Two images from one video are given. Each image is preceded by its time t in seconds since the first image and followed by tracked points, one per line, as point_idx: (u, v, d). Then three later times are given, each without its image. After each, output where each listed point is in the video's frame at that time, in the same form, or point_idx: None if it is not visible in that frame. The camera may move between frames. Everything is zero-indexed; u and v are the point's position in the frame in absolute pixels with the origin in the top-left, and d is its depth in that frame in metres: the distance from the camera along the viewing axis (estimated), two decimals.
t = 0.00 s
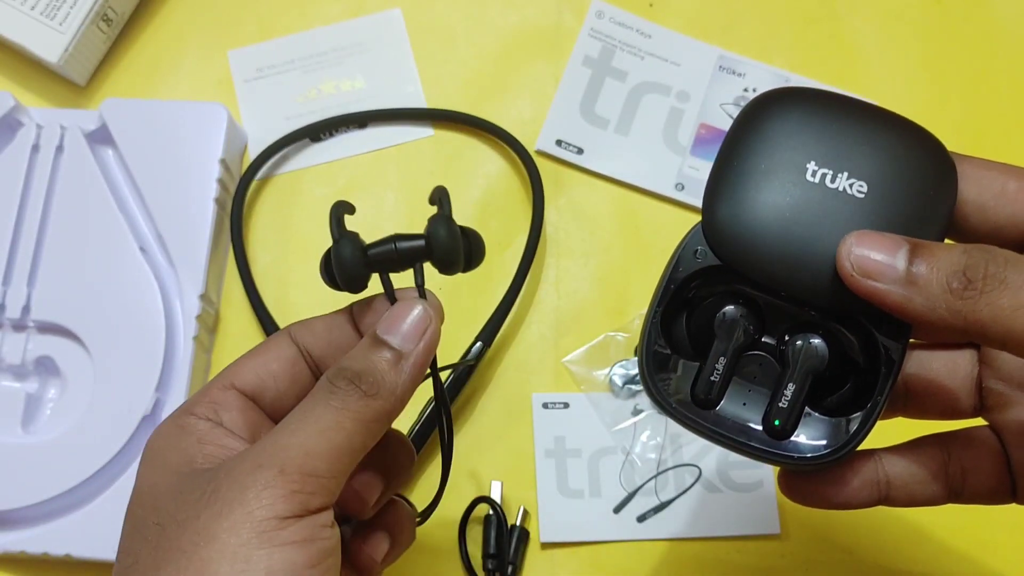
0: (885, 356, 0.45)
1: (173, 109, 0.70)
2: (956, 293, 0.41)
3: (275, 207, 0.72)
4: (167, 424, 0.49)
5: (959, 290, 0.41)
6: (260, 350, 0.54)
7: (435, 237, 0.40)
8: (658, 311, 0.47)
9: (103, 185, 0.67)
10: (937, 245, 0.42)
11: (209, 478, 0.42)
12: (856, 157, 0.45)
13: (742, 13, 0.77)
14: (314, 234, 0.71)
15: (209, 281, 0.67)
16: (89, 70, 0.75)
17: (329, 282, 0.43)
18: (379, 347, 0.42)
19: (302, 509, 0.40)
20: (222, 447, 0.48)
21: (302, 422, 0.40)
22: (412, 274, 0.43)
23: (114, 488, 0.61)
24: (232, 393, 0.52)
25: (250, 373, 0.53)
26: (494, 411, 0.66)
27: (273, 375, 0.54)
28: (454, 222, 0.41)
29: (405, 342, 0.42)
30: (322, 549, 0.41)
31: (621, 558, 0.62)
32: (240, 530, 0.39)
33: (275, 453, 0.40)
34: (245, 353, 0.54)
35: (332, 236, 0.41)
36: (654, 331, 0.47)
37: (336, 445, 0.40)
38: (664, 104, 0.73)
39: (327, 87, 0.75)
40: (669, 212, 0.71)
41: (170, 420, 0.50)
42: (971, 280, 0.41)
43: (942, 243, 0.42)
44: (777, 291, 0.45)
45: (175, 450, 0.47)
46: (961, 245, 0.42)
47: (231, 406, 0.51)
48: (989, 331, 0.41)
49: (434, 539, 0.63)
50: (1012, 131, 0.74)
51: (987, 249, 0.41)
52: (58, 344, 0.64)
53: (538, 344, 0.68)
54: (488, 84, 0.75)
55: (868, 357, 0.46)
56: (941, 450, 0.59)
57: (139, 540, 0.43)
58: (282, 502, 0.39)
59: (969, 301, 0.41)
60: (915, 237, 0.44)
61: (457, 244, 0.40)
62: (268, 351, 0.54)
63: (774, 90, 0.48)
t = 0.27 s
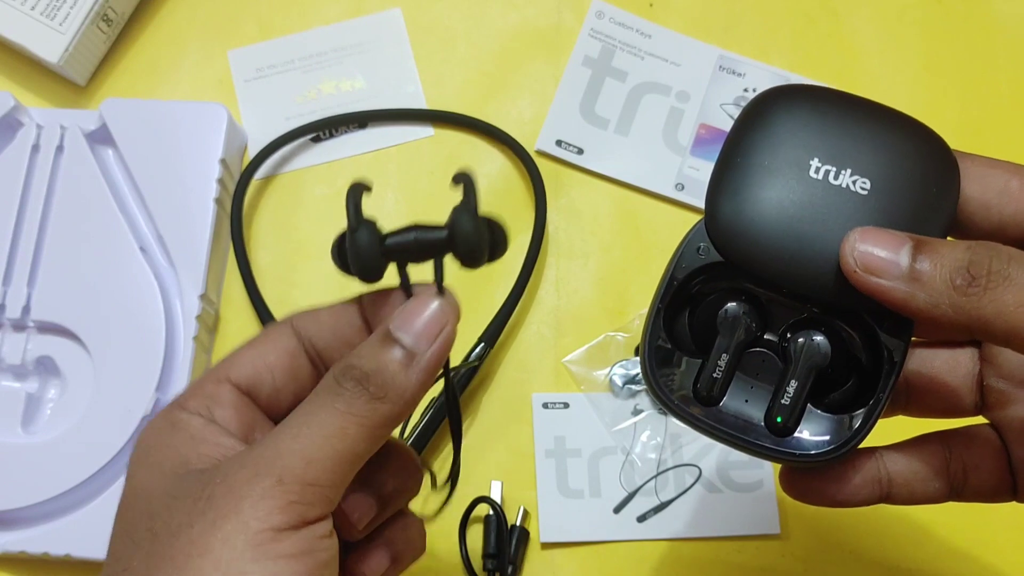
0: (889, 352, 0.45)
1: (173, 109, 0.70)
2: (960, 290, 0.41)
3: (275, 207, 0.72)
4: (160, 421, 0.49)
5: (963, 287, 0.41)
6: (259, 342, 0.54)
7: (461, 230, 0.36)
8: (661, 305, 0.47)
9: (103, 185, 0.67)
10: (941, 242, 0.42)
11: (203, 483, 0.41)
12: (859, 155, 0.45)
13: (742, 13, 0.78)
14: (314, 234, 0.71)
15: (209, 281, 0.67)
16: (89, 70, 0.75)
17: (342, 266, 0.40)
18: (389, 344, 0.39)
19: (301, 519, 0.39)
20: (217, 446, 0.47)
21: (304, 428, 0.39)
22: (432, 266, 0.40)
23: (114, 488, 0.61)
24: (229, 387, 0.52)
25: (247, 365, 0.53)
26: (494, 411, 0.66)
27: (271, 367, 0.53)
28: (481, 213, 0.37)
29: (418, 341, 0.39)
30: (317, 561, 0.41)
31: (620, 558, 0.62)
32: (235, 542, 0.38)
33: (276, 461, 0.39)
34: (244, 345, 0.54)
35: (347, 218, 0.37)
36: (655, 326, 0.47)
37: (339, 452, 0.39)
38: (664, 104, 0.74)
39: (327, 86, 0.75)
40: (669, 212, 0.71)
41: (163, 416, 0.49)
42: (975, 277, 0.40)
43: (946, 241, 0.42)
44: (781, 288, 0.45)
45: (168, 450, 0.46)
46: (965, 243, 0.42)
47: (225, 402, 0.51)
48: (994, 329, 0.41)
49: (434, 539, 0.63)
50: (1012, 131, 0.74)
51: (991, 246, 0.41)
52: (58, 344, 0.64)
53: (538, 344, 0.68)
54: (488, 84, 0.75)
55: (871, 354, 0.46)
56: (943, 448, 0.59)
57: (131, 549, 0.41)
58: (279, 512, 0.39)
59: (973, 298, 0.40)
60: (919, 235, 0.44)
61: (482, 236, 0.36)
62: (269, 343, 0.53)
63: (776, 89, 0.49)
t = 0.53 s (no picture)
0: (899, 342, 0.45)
1: (173, 109, 0.70)
2: (972, 279, 0.41)
3: (275, 207, 0.72)
4: (194, 415, 0.46)
5: (974, 276, 0.41)
6: (298, 345, 0.49)
7: (490, 257, 0.38)
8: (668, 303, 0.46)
9: (102, 185, 0.67)
10: (953, 231, 0.42)
11: (223, 484, 0.40)
12: (865, 144, 0.45)
13: (742, 13, 0.78)
14: (314, 234, 0.71)
15: (209, 281, 0.67)
16: (89, 70, 0.75)
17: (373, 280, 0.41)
18: (414, 354, 0.41)
19: (313, 526, 0.38)
20: (244, 445, 0.43)
21: (318, 430, 0.38)
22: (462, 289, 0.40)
23: (114, 488, 0.61)
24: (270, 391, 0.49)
25: (289, 369, 0.49)
26: (494, 411, 0.66)
27: (309, 370, 0.49)
28: (512, 246, 0.38)
29: (443, 354, 0.41)
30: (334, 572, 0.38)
31: (620, 558, 0.62)
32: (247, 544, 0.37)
33: (292, 464, 0.38)
34: (285, 345, 0.50)
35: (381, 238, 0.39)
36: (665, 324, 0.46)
37: (351, 455, 0.38)
38: (664, 104, 0.74)
39: (327, 86, 0.75)
40: (669, 212, 0.71)
41: (197, 411, 0.47)
42: (987, 267, 0.41)
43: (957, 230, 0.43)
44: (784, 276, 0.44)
45: (195, 447, 0.44)
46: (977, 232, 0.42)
47: (265, 404, 0.48)
48: (1003, 319, 0.41)
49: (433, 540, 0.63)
50: (1012, 132, 0.74)
51: (1003, 236, 0.41)
52: (58, 344, 0.64)
53: (538, 344, 0.68)
54: (488, 84, 0.75)
55: (882, 348, 0.46)
56: (944, 445, 0.59)
57: (152, 546, 0.40)
58: (293, 517, 0.37)
59: (984, 288, 0.41)
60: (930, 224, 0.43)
61: (513, 270, 0.38)
62: (308, 347, 0.49)
63: (777, 82, 0.49)
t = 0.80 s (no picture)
0: (862, 388, 0.43)
1: (173, 109, 0.70)
2: (921, 351, 0.37)
3: (275, 207, 0.72)
4: (228, 390, 0.47)
5: (923, 347, 0.37)
6: (335, 321, 0.52)
7: (576, 293, 0.38)
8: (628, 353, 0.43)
9: (102, 185, 0.67)
10: (899, 293, 0.38)
11: (271, 504, 0.39)
12: (822, 184, 0.42)
13: (743, 13, 0.77)
14: (314, 234, 0.71)
15: (209, 281, 0.67)
16: (89, 70, 0.75)
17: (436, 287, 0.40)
18: (475, 382, 0.38)
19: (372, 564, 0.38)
20: (285, 446, 0.44)
21: (385, 464, 0.37)
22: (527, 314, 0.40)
23: (114, 488, 0.61)
24: (303, 373, 0.51)
25: (325, 351, 0.52)
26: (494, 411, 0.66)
27: (346, 357, 0.53)
28: (594, 282, 0.39)
29: (507, 388, 0.38)
30: None
31: (620, 559, 0.62)
32: None
33: (353, 500, 0.37)
34: (317, 319, 0.53)
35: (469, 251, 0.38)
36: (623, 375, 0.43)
37: (418, 493, 0.38)
38: (664, 104, 0.74)
39: (327, 87, 0.75)
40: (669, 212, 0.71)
41: (232, 386, 0.47)
42: (933, 338, 0.37)
43: (903, 290, 0.39)
44: (743, 328, 0.42)
45: (234, 444, 0.43)
46: (924, 292, 0.38)
47: (299, 388, 0.50)
48: (955, 387, 0.38)
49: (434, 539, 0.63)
50: (1011, 132, 0.74)
51: (948, 299, 0.38)
52: (58, 344, 0.64)
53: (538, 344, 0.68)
54: (488, 84, 0.75)
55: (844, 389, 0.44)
56: (917, 474, 0.58)
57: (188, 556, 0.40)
58: (349, 557, 0.37)
59: (932, 359, 0.38)
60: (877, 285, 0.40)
61: (593, 305, 0.39)
62: (343, 327, 0.52)
63: (740, 114, 0.45)
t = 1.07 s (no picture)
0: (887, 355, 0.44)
1: (173, 109, 0.70)
2: (943, 314, 0.38)
3: (275, 207, 0.72)
4: (174, 397, 0.50)
5: (945, 310, 0.38)
6: (266, 326, 0.53)
7: (425, 246, 0.40)
8: (668, 305, 0.47)
9: (102, 185, 0.67)
10: (926, 261, 0.39)
11: (183, 449, 0.43)
12: (866, 156, 0.43)
13: (743, 13, 0.78)
14: (314, 234, 0.71)
15: (209, 281, 0.67)
16: (90, 70, 0.75)
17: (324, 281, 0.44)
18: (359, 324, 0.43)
19: (270, 482, 0.41)
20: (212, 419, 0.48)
21: (266, 393, 0.41)
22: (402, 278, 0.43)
23: (114, 487, 0.61)
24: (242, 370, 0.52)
25: (261, 351, 0.53)
26: (494, 411, 0.66)
27: (281, 350, 0.53)
28: (446, 231, 0.40)
29: (386, 324, 0.43)
30: (286, 529, 0.42)
31: (621, 559, 0.62)
32: (206, 504, 0.40)
33: (236, 424, 0.40)
34: (252, 329, 0.54)
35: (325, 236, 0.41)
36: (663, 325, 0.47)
37: (300, 411, 0.40)
38: (664, 105, 0.73)
39: (327, 86, 0.75)
40: (670, 212, 0.71)
41: (178, 393, 0.51)
42: (957, 301, 0.38)
43: (933, 259, 0.40)
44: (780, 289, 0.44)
45: (169, 425, 0.48)
46: (952, 261, 0.39)
47: (239, 380, 0.52)
48: (978, 352, 0.39)
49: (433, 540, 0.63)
50: (1013, 131, 0.74)
51: (975, 266, 0.39)
52: (58, 344, 0.64)
53: (538, 344, 0.68)
54: (488, 83, 0.75)
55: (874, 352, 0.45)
56: (939, 448, 0.59)
57: (127, 517, 0.44)
58: (245, 475, 0.40)
59: (956, 322, 0.38)
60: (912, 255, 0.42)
61: (446, 252, 0.40)
62: (274, 328, 0.53)
63: (781, 91, 0.47)
